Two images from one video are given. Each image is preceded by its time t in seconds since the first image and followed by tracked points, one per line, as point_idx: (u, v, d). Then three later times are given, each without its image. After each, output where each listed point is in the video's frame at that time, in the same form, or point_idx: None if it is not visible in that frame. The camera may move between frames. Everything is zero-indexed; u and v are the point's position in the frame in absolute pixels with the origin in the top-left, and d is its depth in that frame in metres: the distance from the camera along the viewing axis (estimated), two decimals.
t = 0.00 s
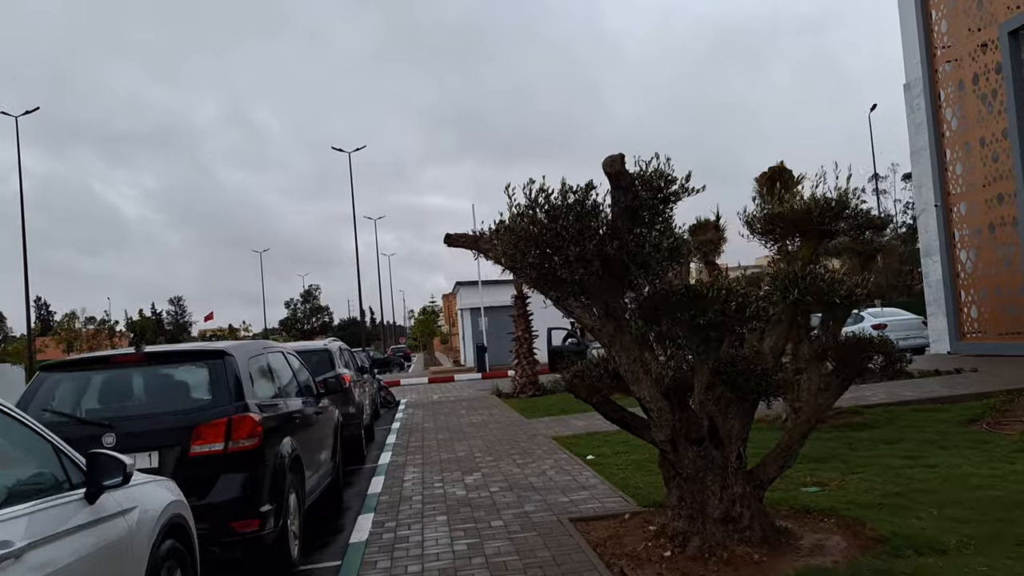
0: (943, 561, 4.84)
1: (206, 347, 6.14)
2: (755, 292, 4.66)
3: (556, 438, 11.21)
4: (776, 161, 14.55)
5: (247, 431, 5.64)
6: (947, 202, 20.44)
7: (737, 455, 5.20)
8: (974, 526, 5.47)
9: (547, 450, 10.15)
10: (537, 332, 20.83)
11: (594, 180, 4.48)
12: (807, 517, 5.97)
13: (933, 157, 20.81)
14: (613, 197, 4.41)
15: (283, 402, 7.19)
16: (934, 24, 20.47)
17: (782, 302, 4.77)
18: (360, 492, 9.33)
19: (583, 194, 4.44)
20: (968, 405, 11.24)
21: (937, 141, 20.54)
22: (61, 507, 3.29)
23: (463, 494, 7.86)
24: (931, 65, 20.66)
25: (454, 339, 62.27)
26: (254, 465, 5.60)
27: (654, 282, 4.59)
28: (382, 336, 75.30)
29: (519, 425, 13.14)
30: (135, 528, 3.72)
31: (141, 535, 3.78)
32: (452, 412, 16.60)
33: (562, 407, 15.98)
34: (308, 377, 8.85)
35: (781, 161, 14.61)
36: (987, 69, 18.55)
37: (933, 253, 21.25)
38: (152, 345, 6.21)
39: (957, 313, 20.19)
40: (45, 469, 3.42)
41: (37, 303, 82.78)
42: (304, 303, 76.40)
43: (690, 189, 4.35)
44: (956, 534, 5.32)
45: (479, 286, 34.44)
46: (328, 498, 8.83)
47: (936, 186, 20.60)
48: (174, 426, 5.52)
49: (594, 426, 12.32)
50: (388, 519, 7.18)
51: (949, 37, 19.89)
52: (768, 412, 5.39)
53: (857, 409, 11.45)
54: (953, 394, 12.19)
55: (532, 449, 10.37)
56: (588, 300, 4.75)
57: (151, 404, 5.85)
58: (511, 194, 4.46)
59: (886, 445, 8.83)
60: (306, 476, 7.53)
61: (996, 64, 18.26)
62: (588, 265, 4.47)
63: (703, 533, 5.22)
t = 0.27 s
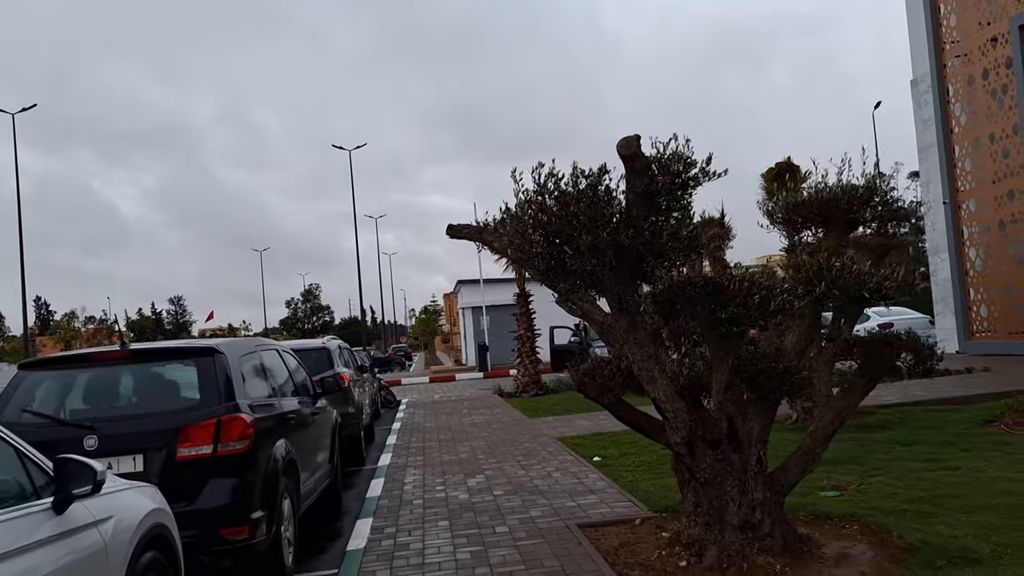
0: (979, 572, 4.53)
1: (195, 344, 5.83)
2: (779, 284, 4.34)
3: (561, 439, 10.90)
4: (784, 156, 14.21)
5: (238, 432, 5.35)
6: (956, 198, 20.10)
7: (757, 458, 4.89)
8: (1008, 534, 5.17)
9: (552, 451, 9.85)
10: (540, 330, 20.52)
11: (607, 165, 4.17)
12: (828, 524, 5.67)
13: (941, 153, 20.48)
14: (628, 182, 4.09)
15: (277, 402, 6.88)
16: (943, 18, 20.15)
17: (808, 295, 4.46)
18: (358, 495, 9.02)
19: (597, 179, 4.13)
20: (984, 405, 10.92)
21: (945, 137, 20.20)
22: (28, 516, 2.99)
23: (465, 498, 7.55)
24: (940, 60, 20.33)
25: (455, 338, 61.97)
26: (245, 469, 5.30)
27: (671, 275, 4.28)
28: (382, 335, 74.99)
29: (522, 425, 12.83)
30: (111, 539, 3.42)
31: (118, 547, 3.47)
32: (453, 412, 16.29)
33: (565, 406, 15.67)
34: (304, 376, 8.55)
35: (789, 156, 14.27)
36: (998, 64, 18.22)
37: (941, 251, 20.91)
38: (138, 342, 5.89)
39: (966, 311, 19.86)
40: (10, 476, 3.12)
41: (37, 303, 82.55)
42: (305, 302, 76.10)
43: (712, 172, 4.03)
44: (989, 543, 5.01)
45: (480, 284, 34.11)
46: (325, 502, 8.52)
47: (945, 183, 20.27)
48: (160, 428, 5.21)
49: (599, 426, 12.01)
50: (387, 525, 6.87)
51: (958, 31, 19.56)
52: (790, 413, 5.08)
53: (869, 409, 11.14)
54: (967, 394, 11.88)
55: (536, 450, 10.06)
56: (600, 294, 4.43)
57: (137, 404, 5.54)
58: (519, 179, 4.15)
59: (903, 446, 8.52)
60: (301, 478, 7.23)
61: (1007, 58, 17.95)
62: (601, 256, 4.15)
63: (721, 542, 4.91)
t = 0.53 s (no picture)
0: None
1: (185, 346, 5.53)
2: (808, 281, 4.04)
3: (565, 441, 10.61)
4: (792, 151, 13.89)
5: (229, 440, 5.05)
6: (963, 195, 19.79)
7: (780, 467, 4.59)
8: None
9: (557, 454, 9.57)
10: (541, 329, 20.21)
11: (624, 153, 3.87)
12: (851, 534, 5.40)
13: (948, 148, 20.17)
14: (647, 170, 3.79)
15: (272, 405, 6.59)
16: (950, 11, 19.84)
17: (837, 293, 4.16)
18: (358, 500, 8.73)
19: (613, 168, 3.83)
20: (1000, 406, 10.63)
21: (953, 132, 19.88)
22: None
23: (468, 504, 7.26)
24: (947, 54, 20.01)
25: (455, 337, 61.72)
26: (236, 479, 5.00)
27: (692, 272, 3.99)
28: (382, 333, 74.68)
29: (525, 426, 12.55)
30: (82, 562, 3.12)
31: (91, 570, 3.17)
32: (454, 412, 16.00)
33: (568, 406, 15.38)
34: (302, 377, 8.26)
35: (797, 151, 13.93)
36: (1007, 57, 17.93)
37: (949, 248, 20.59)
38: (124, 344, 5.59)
39: (973, 310, 19.56)
40: None
41: (36, 301, 82.33)
42: (304, 300, 75.86)
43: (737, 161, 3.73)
44: None
45: (481, 282, 33.79)
46: (323, 507, 8.23)
47: (952, 179, 19.95)
48: (145, 435, 4.93)
49: (604, 427, 11.72)
50: (386, 533, 6.57)
51: (966, 24, 19.25)
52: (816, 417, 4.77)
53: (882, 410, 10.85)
54: (981, 394, 11.60)
55: (540, 453, 9.77)
56: (615, 292, 4.15)
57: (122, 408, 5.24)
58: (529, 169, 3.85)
59: (920, 449, 8.24)
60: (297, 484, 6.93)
61: (1016, 52, 17.66)
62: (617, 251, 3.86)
63: (741, 556, 4.62)
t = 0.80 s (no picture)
0: None
1: (171, 342, 5.20)
2: (843, 271, 3.72)
3: (569, 442, 10.30)
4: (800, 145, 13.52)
5: (216, 442, 4.73)
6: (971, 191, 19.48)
7: (806, 471, 4.28)
8: None
9: (561, 456, 9.26)
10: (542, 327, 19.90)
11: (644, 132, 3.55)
12: (878, 543, 5.09)
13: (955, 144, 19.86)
14: (668, 149, 3.47)
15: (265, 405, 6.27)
16: (957, 5, 19.54)
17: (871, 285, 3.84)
18: (355, 504, 8.42)
19: (631, 147, 3.51)
20: (1016, 405, 10.33)
21: (960, 128, 19.58)
22: None
23: (470, 509, 6.95)
24: (954, 48, 19.72)
25: (454, 336, 61.42)
26: (223, 484, 4.68)
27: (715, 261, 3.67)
28: (381, 332, 74.35)
29: (527, 426, 12.24)
30: None
31: None
32: (454, 412, 15.69)
33: (571, 406, 15.07)
34: (297, 375, 7.94)
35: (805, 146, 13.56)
36: (1016, 51, 17.63)
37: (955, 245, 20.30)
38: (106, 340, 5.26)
39: (981, 307, 19.27)
40: None
41: (33, 300, 81.96)
42: (302, 299, 75.51)
43: (767, 139, 3.41)
44: None
45: (480, 280, 33.47)
46: (319, 511, 7.92)
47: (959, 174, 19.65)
48: (126, 438, 4.61)
49: (608, 428, 11.41)
50: (384, 540, 6.26)
51: (973, 18, 18.95)
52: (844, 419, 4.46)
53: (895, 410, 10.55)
54: (996, 394, 11.29)
55: (544, 454, 9.46)
56: (631, 283, 3.84)
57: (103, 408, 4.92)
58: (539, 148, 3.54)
59: (939, 451, 7.93)
60: (291, 488, 6.61)
61: None
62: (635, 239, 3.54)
63: (764, 567, 4.31)
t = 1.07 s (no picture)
0: None
1: (160, 348, 4.88)
2: (887, 272, 3.40)
3: (576, 447, 9.99)
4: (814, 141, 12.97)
5: (206, 455, 4.42)
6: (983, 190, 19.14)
7: (841, 488, 3.97)
8: None
9: (568, 462, 8.94)
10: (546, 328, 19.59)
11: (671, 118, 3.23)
12: (912, 561, 4.78)
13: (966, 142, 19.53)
14: (697, 138, 3.15)
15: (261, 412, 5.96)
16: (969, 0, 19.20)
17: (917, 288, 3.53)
18: (354, 513, 8.10)
19: (658, 136, 3.19)
20: None
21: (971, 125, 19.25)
22: None
23: (475, 520, 6.64)
24: (965, 45, 19.38)
25: (456, 336, 61.12)
26: (213, 500, 4.37)
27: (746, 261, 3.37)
28: (382, 331, 74.05)
29: (531, 431, 11.93)
30: None
31: None
32: (457, 414, 15.39)
33: (575, 409, 14.76)
34: (294, 379, 7.64)
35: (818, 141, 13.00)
36: None
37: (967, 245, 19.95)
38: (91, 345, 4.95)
39: (992, 308, 18.94)
40: None
41: (34, 299, 81.71)
42: (303, 298, 75.22)
43: (808, 127, 3.09)
44: None
45: (482, 280, 33.15)
46: (317, 520, 7.62)
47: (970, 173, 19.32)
48: (109, 451, 4.29)
49: (615, 432, 11.10)
50: (386, 554, 5.95)
51: (985, 13, 18.61)
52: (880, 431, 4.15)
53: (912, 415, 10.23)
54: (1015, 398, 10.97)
55: (550, 461, 9.15)
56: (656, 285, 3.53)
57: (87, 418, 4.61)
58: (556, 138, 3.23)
59: (964, 459, 7.62)
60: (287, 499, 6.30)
61: None
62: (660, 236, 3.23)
63: None
